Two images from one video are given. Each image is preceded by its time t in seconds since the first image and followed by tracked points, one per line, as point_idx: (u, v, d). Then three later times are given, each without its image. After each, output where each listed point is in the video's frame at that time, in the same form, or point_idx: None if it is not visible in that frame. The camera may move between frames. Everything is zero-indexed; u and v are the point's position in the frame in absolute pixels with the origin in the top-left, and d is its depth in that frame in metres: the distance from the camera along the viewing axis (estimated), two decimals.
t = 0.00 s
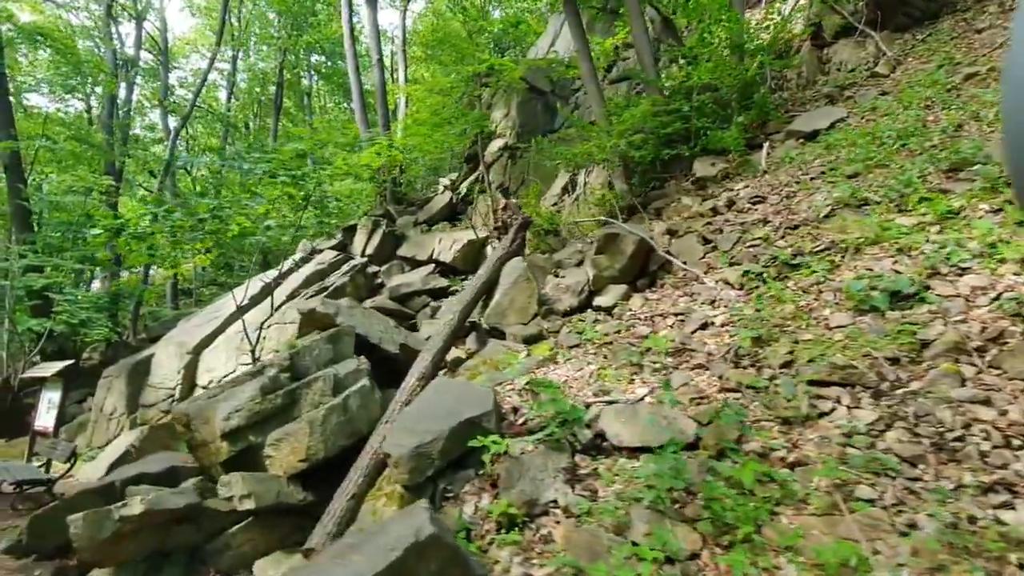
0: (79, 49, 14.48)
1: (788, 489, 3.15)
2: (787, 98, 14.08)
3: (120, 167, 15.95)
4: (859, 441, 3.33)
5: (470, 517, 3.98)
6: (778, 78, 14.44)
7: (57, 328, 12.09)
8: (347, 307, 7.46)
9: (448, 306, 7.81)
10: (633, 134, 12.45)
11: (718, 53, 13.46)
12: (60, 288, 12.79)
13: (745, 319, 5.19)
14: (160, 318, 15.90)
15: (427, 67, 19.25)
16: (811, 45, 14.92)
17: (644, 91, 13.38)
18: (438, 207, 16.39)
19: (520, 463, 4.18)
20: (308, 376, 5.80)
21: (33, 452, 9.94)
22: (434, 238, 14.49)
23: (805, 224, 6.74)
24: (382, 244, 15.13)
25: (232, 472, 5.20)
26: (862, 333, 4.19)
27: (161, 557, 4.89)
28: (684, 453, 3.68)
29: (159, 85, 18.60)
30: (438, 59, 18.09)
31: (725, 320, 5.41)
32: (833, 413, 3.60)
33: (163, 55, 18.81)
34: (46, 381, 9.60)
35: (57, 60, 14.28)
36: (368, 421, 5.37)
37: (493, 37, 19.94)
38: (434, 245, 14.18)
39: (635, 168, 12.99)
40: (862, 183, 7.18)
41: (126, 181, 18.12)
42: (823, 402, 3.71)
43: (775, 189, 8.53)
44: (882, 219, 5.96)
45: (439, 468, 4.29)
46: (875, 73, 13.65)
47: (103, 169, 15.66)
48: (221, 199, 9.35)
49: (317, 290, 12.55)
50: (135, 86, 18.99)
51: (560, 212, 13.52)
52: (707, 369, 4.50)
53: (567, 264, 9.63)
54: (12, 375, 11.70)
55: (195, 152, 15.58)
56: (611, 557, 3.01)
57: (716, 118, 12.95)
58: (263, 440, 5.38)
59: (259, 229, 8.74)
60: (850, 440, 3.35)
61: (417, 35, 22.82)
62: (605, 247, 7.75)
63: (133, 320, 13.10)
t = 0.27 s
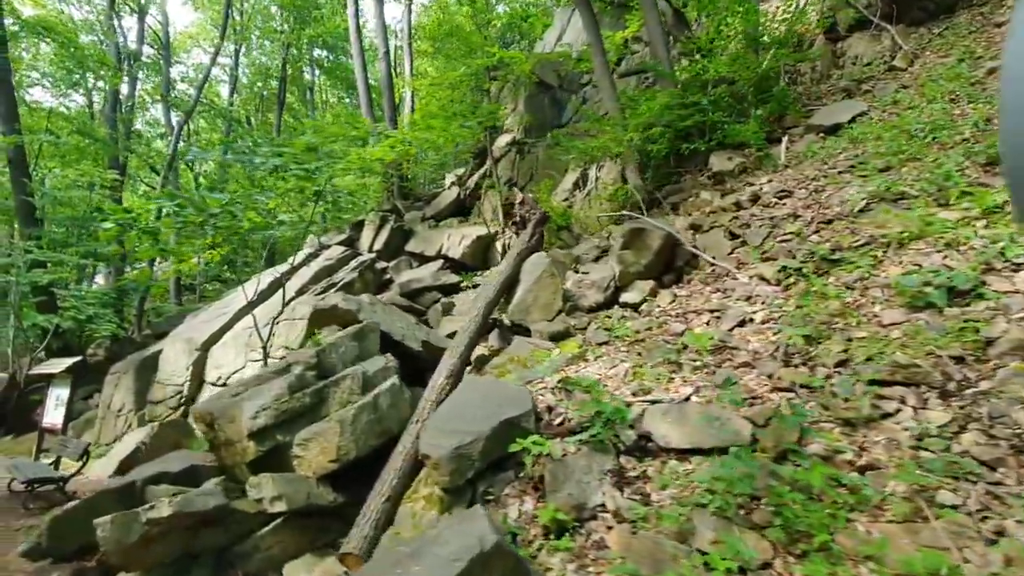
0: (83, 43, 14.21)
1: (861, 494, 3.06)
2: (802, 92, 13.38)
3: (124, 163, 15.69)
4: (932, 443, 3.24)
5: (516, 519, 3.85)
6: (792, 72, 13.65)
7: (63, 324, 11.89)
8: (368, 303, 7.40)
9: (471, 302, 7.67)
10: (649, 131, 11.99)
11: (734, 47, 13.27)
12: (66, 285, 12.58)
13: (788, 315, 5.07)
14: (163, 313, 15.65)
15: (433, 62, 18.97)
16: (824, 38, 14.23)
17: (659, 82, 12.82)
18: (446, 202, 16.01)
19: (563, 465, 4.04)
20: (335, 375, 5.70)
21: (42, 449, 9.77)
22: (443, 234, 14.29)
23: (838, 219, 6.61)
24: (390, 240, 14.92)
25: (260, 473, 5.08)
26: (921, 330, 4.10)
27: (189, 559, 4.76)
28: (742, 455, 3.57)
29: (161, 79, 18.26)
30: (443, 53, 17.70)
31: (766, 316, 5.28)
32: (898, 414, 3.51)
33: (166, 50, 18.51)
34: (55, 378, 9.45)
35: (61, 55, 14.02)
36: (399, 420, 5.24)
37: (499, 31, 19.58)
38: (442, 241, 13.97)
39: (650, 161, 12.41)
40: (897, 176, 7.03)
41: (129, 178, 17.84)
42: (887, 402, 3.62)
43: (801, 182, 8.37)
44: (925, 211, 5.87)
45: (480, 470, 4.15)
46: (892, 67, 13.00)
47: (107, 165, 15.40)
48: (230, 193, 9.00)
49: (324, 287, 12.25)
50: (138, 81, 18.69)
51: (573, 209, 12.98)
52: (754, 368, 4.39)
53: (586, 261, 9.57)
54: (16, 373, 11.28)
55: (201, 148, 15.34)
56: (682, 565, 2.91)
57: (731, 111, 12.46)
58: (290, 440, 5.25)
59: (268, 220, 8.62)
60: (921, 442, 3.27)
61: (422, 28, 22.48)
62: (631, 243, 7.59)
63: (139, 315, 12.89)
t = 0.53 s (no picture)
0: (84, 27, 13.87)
1: (932, 488, 2.96)
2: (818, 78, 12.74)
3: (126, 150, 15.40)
4: (1002, 433, 3.16)
5: (557, 511, 3.71)
6: (807, 56, 13.19)
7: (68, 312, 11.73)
8: (386, 290, 7.30)
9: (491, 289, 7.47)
10: (664, 115, 11.57)
11: (750, 29, 12.94)
12: (69, 273, 12.36)
13: (828, 301, 4.94)
14: (166, 302, 15.43)
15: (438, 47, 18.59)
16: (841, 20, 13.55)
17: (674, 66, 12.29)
18: (453, 191, 15.79)
19: (603, 456, 3.87)
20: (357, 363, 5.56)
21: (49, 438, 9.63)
22: (450, 222, 14.03)
23: (872, 203, 6.42)
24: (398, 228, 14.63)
25: (283, 464, 4.93)
26: (977, 317, 4.02)
27: (211, 552, 4.63)
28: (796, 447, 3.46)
29: (161, 66, 17.89)
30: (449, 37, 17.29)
31: (806, 301, 5.12)
32: (962, 403, 3.43)
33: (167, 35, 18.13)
34: (61, 366, 9.27)
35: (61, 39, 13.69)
36: (423, 410, 5.08)
37: (505, 15, 19.19)
38: (450, 229, 13.72)
39: (666, 148, 11.95)
40: (931, 159, 6.84)
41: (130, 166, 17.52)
42: (950, 391, 3.53)
43: (827, 165, 8.14)
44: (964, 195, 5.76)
45: (515, 461, 4.00)
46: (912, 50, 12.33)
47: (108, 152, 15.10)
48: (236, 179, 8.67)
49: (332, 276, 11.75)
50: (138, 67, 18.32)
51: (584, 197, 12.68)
52: (799, 355, 4.25)
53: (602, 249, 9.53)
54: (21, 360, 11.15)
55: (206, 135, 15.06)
56: (747, 563, 2.80)
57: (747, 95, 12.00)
58: (313, 430, 5.10)
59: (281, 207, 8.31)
60: (990, 432, 3.18)
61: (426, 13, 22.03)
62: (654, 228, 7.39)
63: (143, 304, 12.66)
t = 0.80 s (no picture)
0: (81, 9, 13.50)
1: (1013, 484, 2.77)
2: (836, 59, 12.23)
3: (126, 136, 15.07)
4: None
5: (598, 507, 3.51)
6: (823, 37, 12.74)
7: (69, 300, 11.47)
8: (400, 276, 7.08)
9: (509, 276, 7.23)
10: (680, 96, 10.98)
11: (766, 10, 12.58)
12: (70, 261, 12.09)
13: (871, 287, 4.75)
14: (168, 290, 15.16)
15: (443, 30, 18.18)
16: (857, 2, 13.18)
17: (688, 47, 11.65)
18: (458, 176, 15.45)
19: (644, 449, 3.66)
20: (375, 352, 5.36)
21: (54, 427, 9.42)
22: (456, 208, 13.71)
23: (908, 184, 6.24)
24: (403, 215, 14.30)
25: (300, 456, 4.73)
26: None
27: (226, 548, 4.43)
28: (856, 441, 3.26)
29: (158, 50, 17.47)
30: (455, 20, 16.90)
31: (847, 287, 4.90)
32: None
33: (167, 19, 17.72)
34: (65, 354, 9.06)
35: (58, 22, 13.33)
36: (446, 399, 4.88)
37: None
38: (456, 215, 13.41)
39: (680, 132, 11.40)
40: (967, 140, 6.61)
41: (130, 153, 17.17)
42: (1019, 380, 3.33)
43: (853, 147, 7.89)
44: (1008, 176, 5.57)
45: (550, 454, 3.81)
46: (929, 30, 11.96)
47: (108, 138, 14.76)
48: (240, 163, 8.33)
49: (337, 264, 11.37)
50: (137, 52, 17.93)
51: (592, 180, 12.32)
52: (848, 342, 4.05)
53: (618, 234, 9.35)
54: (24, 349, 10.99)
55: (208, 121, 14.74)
56: (818, 566, 2.62)
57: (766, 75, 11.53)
58: (331, 421, 4.89)
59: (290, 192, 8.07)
60: None
61: None
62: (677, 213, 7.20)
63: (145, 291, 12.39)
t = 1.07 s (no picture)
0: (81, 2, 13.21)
1: None
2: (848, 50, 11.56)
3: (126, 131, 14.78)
4: None
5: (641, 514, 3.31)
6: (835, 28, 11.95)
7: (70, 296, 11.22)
8: (414, 270, 6.87)
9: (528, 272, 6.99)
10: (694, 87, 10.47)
11: None
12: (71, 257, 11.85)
13: (916, 280, 4.55)
14: (170, 287, 14.90)
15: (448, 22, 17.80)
16: None
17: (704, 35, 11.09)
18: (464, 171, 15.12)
19: (688, 453, 3.43)
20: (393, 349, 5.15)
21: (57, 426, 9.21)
22: (462, 203, 13.39)
23: (945, 174, 6.03)
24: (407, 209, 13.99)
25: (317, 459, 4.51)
26: None
27: (242, 554, 4.22)
28: (922, 446, 3.07)
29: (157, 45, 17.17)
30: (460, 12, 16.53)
31: (890, 282, 4.67)
32: None
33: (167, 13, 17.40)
34: (68, 351, 8.83)
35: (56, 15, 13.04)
36: (470, 399, 4.66)
37: None
38: (461, 210, 13.10)
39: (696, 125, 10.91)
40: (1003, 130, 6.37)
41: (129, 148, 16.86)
42: None
43: (880, 137, 7.63)
44: None
45: (587, 458, 3.59)
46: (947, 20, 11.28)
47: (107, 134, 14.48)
48: (243, 155, 7.97)
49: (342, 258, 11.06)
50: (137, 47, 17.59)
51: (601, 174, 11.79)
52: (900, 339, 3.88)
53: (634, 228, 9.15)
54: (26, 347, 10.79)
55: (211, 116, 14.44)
56: None
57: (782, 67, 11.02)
58: (349, 421, 4.68)
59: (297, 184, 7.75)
60: None
61: None
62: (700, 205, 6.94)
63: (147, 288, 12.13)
